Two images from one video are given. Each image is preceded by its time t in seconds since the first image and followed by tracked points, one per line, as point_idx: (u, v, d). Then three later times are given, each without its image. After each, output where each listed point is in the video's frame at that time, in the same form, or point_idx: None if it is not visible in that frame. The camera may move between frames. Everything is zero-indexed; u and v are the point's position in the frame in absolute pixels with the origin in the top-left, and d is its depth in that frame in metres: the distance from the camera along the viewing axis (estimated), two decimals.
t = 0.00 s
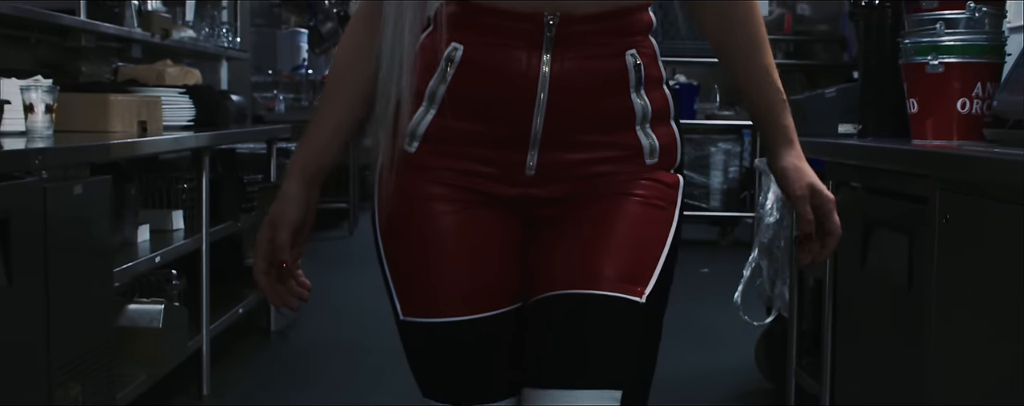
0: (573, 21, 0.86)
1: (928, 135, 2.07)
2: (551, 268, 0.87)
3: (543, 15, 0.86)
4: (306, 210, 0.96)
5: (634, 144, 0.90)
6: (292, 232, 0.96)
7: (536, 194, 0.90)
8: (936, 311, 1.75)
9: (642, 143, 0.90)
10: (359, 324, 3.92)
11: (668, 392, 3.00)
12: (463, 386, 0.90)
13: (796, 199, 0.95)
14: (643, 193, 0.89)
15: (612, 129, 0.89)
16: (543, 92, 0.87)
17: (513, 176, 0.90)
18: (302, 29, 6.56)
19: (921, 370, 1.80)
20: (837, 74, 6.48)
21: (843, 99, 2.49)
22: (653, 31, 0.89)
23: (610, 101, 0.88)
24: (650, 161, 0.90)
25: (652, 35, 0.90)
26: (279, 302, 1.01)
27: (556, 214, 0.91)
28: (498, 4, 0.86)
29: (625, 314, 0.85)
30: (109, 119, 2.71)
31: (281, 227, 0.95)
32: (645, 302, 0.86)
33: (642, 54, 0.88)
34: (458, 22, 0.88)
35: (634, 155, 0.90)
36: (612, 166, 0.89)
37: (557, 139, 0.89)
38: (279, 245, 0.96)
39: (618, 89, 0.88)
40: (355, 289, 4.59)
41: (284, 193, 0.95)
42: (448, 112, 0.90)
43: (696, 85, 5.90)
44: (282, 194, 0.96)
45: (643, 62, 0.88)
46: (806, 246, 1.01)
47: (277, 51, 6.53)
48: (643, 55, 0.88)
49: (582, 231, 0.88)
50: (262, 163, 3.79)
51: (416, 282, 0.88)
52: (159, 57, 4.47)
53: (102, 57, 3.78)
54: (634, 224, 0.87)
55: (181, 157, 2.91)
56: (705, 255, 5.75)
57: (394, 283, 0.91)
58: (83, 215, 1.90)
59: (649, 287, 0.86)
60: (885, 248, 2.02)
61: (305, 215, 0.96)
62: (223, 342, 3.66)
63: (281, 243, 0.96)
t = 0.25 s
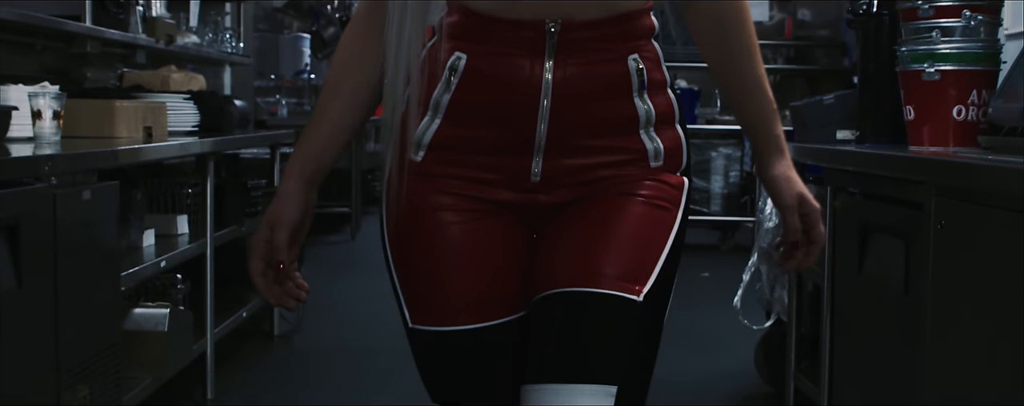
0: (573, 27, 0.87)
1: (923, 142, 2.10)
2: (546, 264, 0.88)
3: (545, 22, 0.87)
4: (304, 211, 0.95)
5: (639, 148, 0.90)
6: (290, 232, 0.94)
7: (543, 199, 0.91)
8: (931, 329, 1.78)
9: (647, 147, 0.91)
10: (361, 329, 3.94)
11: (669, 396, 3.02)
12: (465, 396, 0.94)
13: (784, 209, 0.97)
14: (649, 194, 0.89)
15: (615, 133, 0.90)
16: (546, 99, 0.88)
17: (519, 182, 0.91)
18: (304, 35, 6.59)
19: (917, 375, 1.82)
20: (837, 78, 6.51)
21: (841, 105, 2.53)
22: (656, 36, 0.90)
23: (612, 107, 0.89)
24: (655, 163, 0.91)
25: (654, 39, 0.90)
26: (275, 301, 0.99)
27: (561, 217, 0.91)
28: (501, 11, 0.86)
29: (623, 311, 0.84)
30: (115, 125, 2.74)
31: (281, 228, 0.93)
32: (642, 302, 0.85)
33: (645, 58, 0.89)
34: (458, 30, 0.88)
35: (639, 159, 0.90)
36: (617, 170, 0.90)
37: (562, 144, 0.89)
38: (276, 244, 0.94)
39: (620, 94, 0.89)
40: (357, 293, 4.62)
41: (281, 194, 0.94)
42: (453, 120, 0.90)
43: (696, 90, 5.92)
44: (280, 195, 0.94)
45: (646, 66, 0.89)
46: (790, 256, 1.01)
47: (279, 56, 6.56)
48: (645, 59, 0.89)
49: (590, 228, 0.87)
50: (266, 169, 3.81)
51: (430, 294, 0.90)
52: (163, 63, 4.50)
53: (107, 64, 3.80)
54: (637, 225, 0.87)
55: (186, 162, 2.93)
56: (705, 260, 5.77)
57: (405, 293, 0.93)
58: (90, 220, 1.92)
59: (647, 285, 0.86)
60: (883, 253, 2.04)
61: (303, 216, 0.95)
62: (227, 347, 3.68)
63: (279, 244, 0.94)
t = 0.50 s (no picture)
0: (572, 35, 0.89)
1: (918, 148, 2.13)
2: (549, 270, 0.90)
3: (543, 31, 0.89)
4: (301, 215, 1.00)
5: (641, 154, 0.92)
6: (287, 235, 0.99)
7: (546, 207, 0.93)
8: (924, 333, 1.80)
9: (648, 154, 0.92)
10: (362, 333, 3.97)
11: (667, 399, 3.05)
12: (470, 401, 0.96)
13: (764, 219, 0.99)
14: (649, 201, 0.91)
15: (616, 141, 0.92)
16: (546, 108, 0.90)
17: (523, 191, 0.93)
18: (305, 40, 6.62)
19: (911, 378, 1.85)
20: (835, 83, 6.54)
21: (838, 111, 2.56)
22: (653, 41, 0.92)
23: (612, 114, 0.91)
24: (658, 169, 0.93)
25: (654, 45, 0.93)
26: (272, 304, 1.04)
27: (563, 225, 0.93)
28: (501, 22, 0.89)
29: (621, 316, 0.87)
30: (119, 132, 2.77)
31: (277, 232, 0.98)
32: (643, 310, 0.88)
33: (643, 65, 0.91)
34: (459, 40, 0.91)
35: (640, 165, 0.92)
36: (619, 177, 0.92)
37: (563, 153, 0.91)
38: (274, 248, 0.99)
39: (620, 101, 0.90)
40: (357, 297, 4.65)
41: (278, 197, 0.99)
42: (456, 130, 0.93)
43: (695, 95, 5.95)
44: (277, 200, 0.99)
45: (645, 72, 0.91)
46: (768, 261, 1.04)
47: (280, 61, 6.58)
48: (644, 66, 0.91)
49: (591, 239, 0.89)
50: (266, 173, 3.84)
51: (436, 303, 0.93)
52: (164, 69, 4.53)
53: (110, 69, 3.83)
54: (637, 233, 0.89)
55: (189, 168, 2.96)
56: (704, 264, 5.80)
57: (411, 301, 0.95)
58: (96, 225, 1.95)
59: (647, 295, 0.88)
60: (877, 258, 2.07)
61: (301, 219, 1.00)
62: (228, 351, 3.71)
63: (276, 246, 0.99)
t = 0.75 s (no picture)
0: (569, 45, 0.87)
1: (912, 155, 2.15)
2: (554, 285, 0.87)
3: (540, 40, 0.87)
4: (298, 224, 0.97)
5: (642, 166, 0.90)
6: (285, 244, 0.96)
7: (550, 220, 0.90)
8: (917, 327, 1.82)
9: (648, 165, 0.90)
10: (362, 337, 3.99)
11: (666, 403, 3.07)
12: None
13: (737, 233, 1.02)
14: (652, 214, 0.88)
15: (615, 153, 0.89)
16: (545, 118, 0.88)
17: (525, 203, 0.89)
18: (305, 45, 6.64)
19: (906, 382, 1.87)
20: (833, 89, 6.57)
21: (833, 118, 2.59)
22: (651, 53, 0.91)
23: (611, 126, 0.89)
24: (658, 181, 0.90)
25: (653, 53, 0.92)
26: (270, 314, 1.02)
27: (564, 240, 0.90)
28: (499, 33, 0.87)
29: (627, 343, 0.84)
30: (121, 138, 2.79)
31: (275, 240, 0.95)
32: (645, 329, 0.85)
33: (642, 76, 0.90)
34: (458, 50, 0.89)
35: (640, 177, 0.89)
36: (621, 189, 0.89)
37: (563, 166, 0.89)
38: (272, 258, 0.96)
39: (619, 114, 0.89)
40: (358, 302, 4.67)
41: (276, 203, 0.96)
42: (456, 142, 0.90)
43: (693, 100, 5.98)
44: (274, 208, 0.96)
45: (643, 83, 0.89)
46: (737, 278, 1.07)
47: (280, 66, 6.60)
48: (642, 77, 0.90)
49: (596, 254, 0.86)
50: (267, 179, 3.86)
51: (436, 318, 0.89)
52: (166, 75, 4.56)
53: (112, 75, 3.86)
54: (639, 247, 0.86)
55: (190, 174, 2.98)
56: (703, 269, 5.83)
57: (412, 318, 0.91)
58: (100, 231, 1.97)
59: (650, 313, 0.85)
60: (874, 261, 2.09)
61: (299, 225, 0.97)
62: (230, 355, 3.73)
63: (272, 255, 0.96)
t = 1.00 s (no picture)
0: (566, 60, 0.90)
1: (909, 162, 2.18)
2: (552, 301, 0.91)
3: (538, 57, 0.90)
4: (296, 232, 1.00)
5: (640, 182, 0.92)
6: (282, 258, 0.99)
7: (547, 235, 0.92)
8: (911, 334, 1.84)
9: (647, 182, 0.92)
10: (362, 342, 4.01)
11: None
12: None
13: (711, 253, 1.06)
14: (649, 243, 0.91)
15: (614, 169, 0.92)
16: (543, 134, 0.90)
17: (523, 218, 0.92)
18: (305, 51, 6.67)
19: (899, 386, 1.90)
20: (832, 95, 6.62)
21: (830, 125, 2.62)
22: (651, 70, 0.93)
23: (610, 142, 0.91)
24: (657, 199, 0.93)
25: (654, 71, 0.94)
26: (267, 327, 1.05)
27: (564, 257, 0.93)
28: (496, 49, 0.91)
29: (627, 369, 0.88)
30: (125, 145, 2.82)
31: (272, 254, 0.99)
32: (646, 357, 0.89)
33: (640, 92, 0.92)
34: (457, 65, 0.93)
35: (640, 194, 0.92)
36: (621, 207, 0.92)
37: (561, 183, 0.91)
38: (270, 271, 0.99)
39: (618, 130, 0.91)
40: (358, 307, 4.69)
41: (274, 217, 0.99)
42: (454, 157, 0.93)
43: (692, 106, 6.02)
44: (272, 219, 0.99)
45: (642, 99, 0.92)
46: (708, 293, 1.11)
47: (281, 72, 6.63)
48: (641, 93, 0.92)
49: (601, 273, 0.89)
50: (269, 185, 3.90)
51: (436, 332, 0.93)
52: (168, 82, 4.59)
53: (115, 82, 3.89)
54: (643, 274, 0.90)
55: (194, 179, 3.02)
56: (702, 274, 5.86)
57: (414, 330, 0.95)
58: (107, 237, 2.01)
59: (651, 342, 0.89)
60: (869, 267, 2.12)
61: (296, 237, 1.00)
62: (231, 360, 3.76)
63: (271, 268, 0.99)
